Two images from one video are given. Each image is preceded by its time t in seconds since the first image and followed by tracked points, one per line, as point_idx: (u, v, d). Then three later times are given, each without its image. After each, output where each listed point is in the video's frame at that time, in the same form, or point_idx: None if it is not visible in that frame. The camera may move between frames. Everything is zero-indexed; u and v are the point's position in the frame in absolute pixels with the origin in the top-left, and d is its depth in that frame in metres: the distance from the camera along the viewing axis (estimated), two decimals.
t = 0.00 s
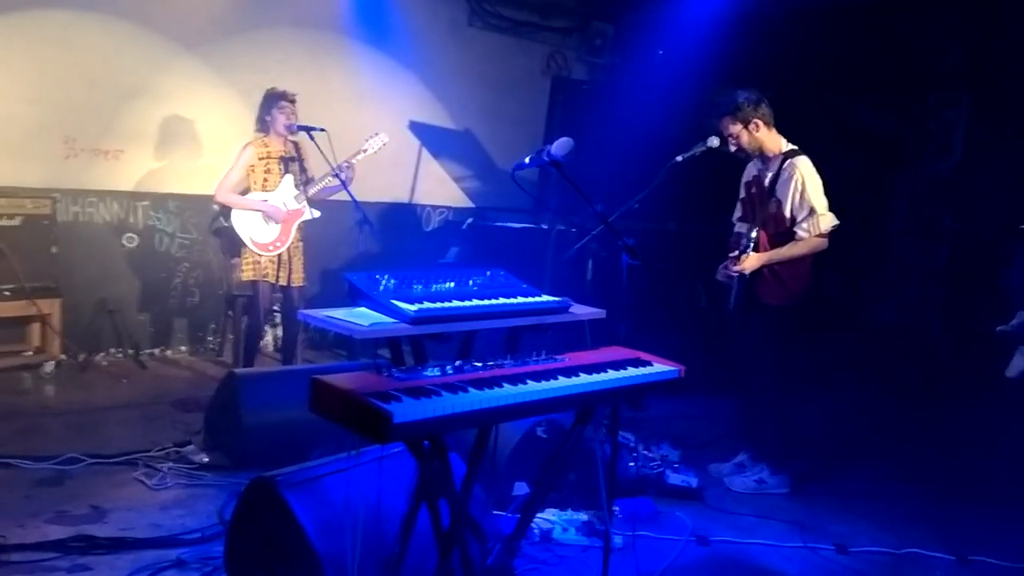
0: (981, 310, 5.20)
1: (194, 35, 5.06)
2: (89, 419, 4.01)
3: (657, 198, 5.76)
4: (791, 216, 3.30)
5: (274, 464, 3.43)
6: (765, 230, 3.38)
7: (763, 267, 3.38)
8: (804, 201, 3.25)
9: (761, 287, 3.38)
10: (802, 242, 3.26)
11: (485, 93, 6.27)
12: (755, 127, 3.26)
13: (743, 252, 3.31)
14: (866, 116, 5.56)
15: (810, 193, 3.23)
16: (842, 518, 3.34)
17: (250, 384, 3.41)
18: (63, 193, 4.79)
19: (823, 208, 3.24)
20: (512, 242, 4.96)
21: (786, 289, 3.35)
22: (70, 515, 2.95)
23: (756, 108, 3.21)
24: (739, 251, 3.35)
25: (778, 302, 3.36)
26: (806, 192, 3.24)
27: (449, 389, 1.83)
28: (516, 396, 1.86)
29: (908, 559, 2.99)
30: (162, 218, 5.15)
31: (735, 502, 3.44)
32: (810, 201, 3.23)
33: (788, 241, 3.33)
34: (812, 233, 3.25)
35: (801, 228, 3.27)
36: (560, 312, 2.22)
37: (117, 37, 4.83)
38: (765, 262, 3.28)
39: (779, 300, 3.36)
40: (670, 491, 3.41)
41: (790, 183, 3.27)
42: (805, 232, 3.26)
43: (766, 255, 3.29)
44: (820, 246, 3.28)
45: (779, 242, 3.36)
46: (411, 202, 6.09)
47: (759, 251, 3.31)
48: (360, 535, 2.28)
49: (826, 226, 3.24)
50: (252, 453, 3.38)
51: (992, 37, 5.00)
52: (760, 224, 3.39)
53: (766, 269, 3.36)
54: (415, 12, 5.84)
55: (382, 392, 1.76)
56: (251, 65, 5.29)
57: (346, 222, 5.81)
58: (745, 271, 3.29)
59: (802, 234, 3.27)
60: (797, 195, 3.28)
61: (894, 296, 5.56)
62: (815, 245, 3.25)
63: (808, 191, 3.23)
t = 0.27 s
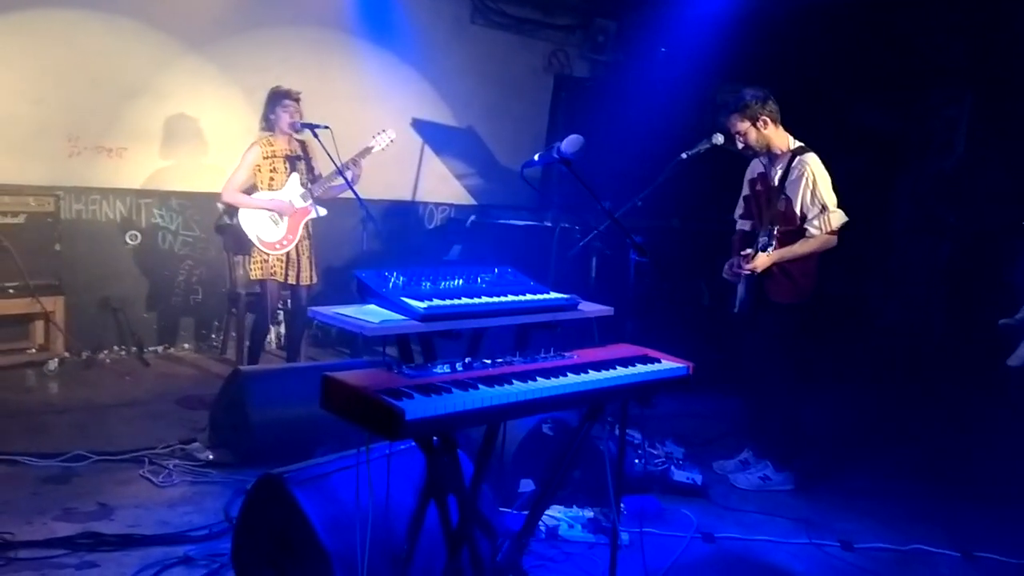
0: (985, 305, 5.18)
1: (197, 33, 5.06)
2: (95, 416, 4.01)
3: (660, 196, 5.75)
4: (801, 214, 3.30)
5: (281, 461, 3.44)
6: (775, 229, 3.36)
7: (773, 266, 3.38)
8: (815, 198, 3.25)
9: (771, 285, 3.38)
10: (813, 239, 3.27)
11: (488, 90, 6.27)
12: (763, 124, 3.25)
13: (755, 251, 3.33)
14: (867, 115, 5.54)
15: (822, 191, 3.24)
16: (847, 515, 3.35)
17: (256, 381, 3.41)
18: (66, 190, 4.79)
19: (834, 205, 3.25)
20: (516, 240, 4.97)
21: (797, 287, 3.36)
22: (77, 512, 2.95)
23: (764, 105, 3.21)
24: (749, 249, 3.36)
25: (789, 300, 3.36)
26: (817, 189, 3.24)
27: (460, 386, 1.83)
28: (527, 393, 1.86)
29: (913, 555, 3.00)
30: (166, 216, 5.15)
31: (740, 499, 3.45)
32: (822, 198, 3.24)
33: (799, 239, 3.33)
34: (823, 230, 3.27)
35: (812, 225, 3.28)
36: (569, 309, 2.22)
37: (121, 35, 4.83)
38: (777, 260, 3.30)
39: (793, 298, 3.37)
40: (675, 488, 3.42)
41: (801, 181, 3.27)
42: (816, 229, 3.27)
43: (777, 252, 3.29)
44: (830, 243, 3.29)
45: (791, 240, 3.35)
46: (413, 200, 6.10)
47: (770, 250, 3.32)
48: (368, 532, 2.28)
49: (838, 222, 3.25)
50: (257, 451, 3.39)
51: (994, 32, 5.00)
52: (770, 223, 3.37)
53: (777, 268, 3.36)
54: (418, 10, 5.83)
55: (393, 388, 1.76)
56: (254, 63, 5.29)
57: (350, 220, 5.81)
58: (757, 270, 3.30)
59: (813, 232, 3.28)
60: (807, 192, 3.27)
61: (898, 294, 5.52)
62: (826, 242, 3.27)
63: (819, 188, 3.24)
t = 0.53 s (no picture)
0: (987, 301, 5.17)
1: (200, 28, 5.05)
2: (100, 412, 4.02)
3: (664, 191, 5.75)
4: (810, 208, 3.30)
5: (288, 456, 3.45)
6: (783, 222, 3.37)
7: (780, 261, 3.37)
8: (825, 192, 3.26)
9: (777, 279, 3.38)
10: (823, 234, 3.27)
11: (490, 85, 6.26)
12: (772, 117, 3.27)
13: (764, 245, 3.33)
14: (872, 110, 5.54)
15: (831, 184, 3.24)
16: (853, 508, 3.35)
17: (262, 377, 3.42)
18: (69, 186, 4.79)
19: (843, 199, 3.27)
20: (520, 235, 4.97)
21: (803, 281, 3.36)
22: (84, 507, 2.96)
23: (774, 98, 3.23)
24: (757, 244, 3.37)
25: (796, 294, 3.36)
26: (826, 183, 3.25)
27: (470, 381, 1.83)
28: (536, 387, 1.86)
29: (919, 548, 3.01)
30: (170, 212, 5.15)
31: (745, 493, 3.46)
32: (831, 192, 3.25)
33: (808, 233, 3.33)
34: (832, 225, 3.27)
35: (822, 219, 3.28)
36: (577, 304, 2.22)
37: (123, 30, 4.82)
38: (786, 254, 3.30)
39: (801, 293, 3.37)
40: (680, 482, 3.42)
41: (811, 175, 3.27)
42: (824, 223, 3.27)
43: (785, 247, 3.29)
44: (838, 238, 3.30)
45: (802, 234, 3.35)
46: (416, 195, 6.10)
47: (779, 244, 3.33)
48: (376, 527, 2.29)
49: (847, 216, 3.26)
50: (264, 446, 3.39)
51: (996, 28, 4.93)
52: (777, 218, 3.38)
53: (785, 262, 3.36)
54: (420, 5, 5.83)
55: (404, 383, 1.77)
56: (257, 58, 5.29)
57: (353, 215, 5.81)
58: (765, 263, 3.31)
59: (822, 226, 3.28)
60: (817, 186, 3.28)
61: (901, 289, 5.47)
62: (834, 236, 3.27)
63: (829, 182, 3.25)
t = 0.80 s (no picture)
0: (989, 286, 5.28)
1: (202, 23, 5.04)
2: (108, 408, 4.03)
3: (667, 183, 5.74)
4: (819, 199, 3.29)
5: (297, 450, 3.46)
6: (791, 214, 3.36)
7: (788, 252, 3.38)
8: (834, 183, 3.25)
9: (783, 270, 3.40)
10: (830, 225, 3.26)
11: (492, 79, 6.26)
12: (782, 108, 3.27)
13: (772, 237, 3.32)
14: (871, 101, 5.47)
15: (840, 175, 3.24)
16: (860, 498, 3.37)
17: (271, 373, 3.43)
18: (74, 183, 4.79)
19: (852, 190, 3.26)
20: (524, 228, 4.98)
21: (809, 273, 3.36)
22: (95, 504, 2.97)
23: (783, 89, 3.23)
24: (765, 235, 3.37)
25: (803, 286, 3.37)
26: (835, 174, 3.24)
27: (484, 375, 1.84)
28: (550, 381, 1.87)
29: (927, 537, 3.02)
30: (173, 209, 5.17)
31: (752, 483, 3.47)
32: (839, 183, 3.24)
33: (816, 225, 3.32)
34: (840, 216, 3.27)
35: (829, 211, 3.28)
36: (588, 297, 2.22)
37: (125, 26, 4.81)
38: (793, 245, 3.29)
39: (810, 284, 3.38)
40: (688, 474, 3.43)
41: (819, 167, 3.27)
42: (833, 215, 3.27)
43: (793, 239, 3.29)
44: (846, 230, 3.29)
45: (809, 225, 3.34)
46: (419, 189, 6.11)
47: (788, 235, 3.33)
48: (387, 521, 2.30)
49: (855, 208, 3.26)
50: (274, 441, 3.41)
51: (998, 19, 5.04)
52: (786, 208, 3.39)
53: (792, 254, 3.37)
54: None
55: (419, 378, 1.78)
56: (259, 53, 5.28)
57: (358, 211, 5.83)
58: (773, 255, 3.30)
59: (830, 217, 3.28)
60: (825, 178, 3.28)
61: (900, 277, 5.51)
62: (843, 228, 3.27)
63: (837, 173, 3.25)
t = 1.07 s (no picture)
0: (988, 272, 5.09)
1: (201, 16, 5.02)
2: (116, 402, 4.05)
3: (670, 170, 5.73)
4: (824, 184, 3.30)
5: (306, 442, 3.48)
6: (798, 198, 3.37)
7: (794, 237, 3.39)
8: (840, 168, 3.26)
9: (791, 256, 3.40)
10: (836, 211, 3.27)
11: (492, 68, 6.23)
12: (789, 93, 3.26)
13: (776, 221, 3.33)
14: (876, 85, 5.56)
15: (847, 161, 3.24)
16: (867, 481, 3.39)
17: (280, 365, 3.45)
18: (76, 178, 4.81)
19: (859, 175, 3.25)
20: (527, 217, 4.98)
21: (817, 258, 3.36)
22: (106, 497, 2.98)
23: (790, 74, 3.22)
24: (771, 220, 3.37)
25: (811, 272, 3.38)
26: (841, 159, 3.25)
27: (494, 363, 1.85)
28: (560, 368, 1.88)
29: (934, 519, 3.04)
30: (176, 202, 5.19)
31: (760, 468, 3.49)
32: (845, 168, 3.24)
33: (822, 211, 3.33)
34: (846, 202, 3.27)
35: (836, 196, 3.28)
36: (596, 284, 2.23)
37: (125, 20, 4.79)
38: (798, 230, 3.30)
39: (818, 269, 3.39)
40: (695, 459, 3.45)
41: (825, 151, 3.27)
42: (839, 200, 3.27)
43: (798, 223, 3.29)
44: (853, 215, 3.29)
45: (815, 211, 3.36)
46: (421, 179, 6.12)
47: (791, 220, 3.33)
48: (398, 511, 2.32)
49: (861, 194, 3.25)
50: (284, 432, 3.43)
51: None
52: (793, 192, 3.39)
53: (799, 239, 3.37)
54: None
55: (430, 366, 1.78)
56: (259, 45, 5.26)
57: (361, 202, 5.82)
58: (778, 240, 3.31)
59: (836, 203, 3.28)
60: (832, 163, 3.28)
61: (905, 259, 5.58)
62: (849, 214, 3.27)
63: (843, 158, 3.24)
